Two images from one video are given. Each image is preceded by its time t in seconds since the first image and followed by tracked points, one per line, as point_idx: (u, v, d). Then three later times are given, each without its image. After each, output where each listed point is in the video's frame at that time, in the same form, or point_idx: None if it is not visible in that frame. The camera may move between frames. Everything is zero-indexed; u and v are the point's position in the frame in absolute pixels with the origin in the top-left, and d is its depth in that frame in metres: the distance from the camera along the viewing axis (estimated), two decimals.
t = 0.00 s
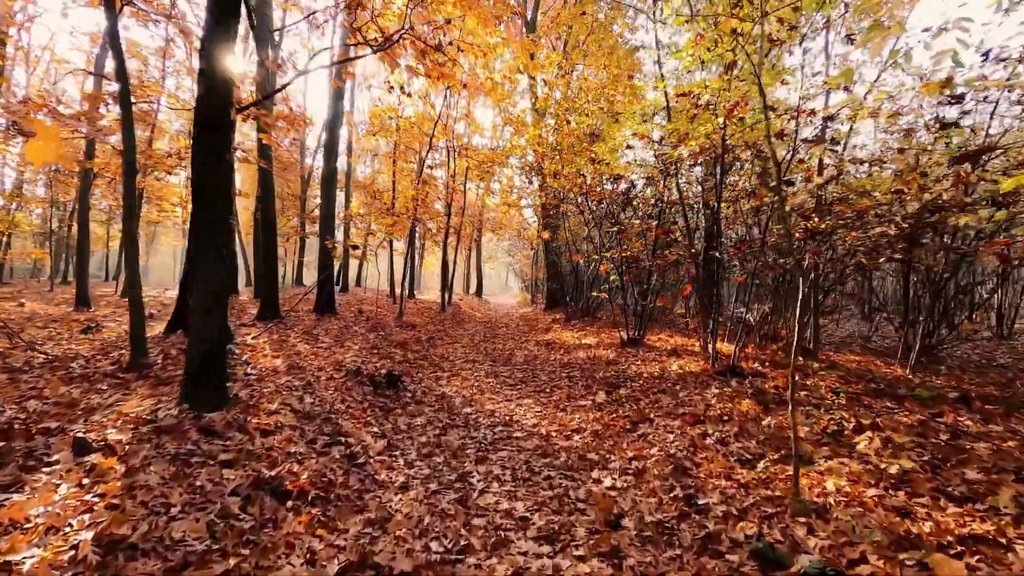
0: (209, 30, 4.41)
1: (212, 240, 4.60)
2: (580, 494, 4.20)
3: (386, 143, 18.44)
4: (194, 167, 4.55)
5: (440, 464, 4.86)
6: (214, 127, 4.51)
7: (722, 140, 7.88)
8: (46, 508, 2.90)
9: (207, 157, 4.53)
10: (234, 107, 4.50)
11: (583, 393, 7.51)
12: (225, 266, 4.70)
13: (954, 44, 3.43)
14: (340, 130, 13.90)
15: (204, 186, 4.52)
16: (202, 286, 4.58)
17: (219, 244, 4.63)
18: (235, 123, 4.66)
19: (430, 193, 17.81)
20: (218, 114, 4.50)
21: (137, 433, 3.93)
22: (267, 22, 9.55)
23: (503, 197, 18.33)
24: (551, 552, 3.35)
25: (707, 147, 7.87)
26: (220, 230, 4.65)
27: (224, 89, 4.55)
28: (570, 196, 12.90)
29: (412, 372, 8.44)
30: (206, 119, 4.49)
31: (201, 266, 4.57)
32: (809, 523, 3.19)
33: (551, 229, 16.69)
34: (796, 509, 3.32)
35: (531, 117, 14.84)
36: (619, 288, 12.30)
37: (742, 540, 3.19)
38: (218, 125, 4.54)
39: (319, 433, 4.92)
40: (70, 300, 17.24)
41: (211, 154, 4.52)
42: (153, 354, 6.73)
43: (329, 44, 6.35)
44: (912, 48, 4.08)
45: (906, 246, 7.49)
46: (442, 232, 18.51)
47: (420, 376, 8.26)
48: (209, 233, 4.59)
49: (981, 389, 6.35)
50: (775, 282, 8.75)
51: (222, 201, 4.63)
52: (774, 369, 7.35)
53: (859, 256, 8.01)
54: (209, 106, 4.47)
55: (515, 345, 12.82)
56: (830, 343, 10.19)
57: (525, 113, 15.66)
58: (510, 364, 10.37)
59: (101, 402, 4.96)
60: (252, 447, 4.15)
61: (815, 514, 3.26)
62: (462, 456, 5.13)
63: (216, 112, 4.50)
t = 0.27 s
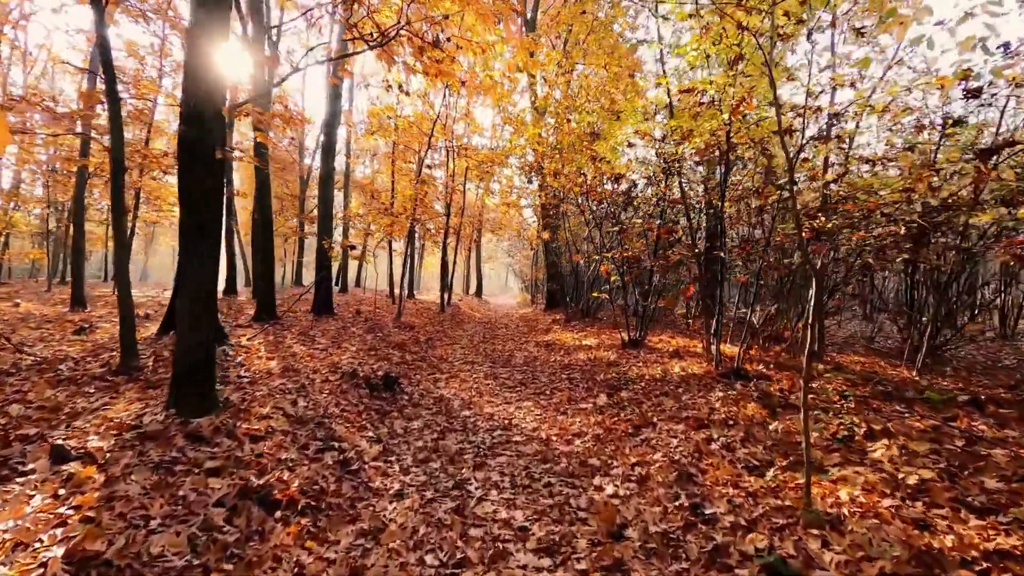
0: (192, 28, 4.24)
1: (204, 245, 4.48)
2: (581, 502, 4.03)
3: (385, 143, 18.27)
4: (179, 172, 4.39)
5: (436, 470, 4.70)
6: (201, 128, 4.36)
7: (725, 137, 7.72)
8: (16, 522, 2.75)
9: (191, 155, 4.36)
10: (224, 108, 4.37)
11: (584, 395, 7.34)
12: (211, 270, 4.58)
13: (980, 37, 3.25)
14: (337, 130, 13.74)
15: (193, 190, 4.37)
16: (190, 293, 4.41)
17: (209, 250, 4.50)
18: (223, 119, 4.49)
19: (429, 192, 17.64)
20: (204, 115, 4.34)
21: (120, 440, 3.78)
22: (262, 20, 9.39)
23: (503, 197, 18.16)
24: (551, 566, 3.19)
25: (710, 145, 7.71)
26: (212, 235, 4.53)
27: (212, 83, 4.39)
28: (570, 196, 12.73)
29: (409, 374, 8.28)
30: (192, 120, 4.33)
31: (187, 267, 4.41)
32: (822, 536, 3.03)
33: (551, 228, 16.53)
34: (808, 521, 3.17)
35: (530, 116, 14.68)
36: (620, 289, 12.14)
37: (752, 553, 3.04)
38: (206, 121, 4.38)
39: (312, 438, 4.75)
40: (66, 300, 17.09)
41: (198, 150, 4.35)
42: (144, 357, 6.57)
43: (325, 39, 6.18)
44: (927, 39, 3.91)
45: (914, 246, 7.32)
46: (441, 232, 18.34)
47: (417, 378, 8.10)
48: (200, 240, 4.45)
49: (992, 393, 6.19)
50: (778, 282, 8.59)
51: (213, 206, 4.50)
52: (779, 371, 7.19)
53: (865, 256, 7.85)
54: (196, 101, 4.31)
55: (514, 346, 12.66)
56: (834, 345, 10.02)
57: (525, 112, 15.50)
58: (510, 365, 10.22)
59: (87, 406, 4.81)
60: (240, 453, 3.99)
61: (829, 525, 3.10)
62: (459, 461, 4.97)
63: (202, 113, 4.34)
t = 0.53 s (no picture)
0: (181, 22, 4.07)
1: (195, 248, 4.33)
2: (584, 513, 3.86)
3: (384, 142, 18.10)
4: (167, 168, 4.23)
5: (432, 478, 4.53)
6: (191, 126, 4.20)
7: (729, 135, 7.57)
8: None
9: (179, 152, 4.19)
10: (217, 107, 4.22)
11: (585, 399, 7.18)
12: (201, 271, 4.41)
13: (1006, 29, 3.09)
14: (335, 129, 13.57)
15: (183, 191, 4.22)
16: (180, 298, 4.26)
17: (201, 253, 4.35)
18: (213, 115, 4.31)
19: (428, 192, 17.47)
20: (194, 114, 4.18)
21: (101, 448, 3.61)
22: (258, 17, 9.23)
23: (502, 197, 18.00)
24: None
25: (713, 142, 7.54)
26: (204, 237, 4.38)
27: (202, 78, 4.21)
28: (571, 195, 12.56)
29: (407, 377, 8.11)
30: (182, 119, 4.17)
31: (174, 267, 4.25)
32: (840, 552, 2.86)
33: (551, 228, 16.37)
34: (824, 535, 3.00)
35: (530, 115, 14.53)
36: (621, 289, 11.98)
37: (765, 570, 2.87)
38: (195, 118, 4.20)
39: (303, 444, 4.59)
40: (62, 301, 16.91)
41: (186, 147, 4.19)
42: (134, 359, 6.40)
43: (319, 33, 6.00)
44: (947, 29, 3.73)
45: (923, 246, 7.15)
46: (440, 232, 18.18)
47: (415, 381, 7.93)
48: (191, 243, 4.30)
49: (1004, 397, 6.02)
50: (783, 283, 8.43)
51: (205, 208, 4.35)
52: (784, 374, 7.03)
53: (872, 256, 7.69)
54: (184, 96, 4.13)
55: (514, 347, 12.50)
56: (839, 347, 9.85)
57: (524, 111, 15.34)
58: (509, 367, 10.06)
59: (71, 410, 4.64)
60: (227, 462, 3.81)
61: (846, 541, 2.94)
62: (456, 468, 4.80)
63: (192, 111, 4.18)
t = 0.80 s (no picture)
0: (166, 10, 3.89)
1: (184, 247, 4.17)
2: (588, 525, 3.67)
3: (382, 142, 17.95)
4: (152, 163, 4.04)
5: (427, 487, 4.34)
6: (177, 120, 4.00)
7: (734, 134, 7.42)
8: None
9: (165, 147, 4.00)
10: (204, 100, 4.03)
11: (586, 403, 7.00)
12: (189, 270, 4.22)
13: None
14: (334, 128, 13.41)
15: (170, 189, 4.03)
16: (168, 300, 4.08)
17: (189, 254, 4.16)
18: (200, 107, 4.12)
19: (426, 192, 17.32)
20: (182, 108, 3.99)
21: (80, 457, 3.43)
22: (254, 15, 9.09)
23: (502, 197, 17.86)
24: None
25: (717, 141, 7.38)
26: (193, 237, 4.20)
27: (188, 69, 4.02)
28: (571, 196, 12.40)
29: (404, 380, 7.94)
30: (168, 112, 3.98)
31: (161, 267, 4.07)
32: (861, 570, 2.69)
33: (551, 229, 16.22)
34: (843, 552, 2.82)
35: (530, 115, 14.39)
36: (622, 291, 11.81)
37: None
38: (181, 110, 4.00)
39: (295, 452, 4.41)
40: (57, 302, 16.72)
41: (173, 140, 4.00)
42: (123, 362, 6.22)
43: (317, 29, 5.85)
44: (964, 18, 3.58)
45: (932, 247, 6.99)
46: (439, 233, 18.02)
47: (412, 384, 7.75)
48: (180, 242, 4.13)
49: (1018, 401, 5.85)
50: (788, 284, 8.26)
51: (194, 207, 4.17)
52: (790, 378, 6.85)
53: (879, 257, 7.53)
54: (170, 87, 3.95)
55: (514, 349, 12.32)
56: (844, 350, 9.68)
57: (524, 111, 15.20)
58: (509, 369, 9.89)
59: (53, 416, 4.46)
60: (212, 471, 3.63)
61: (867, 558, 2.76)
62: (453, 476, 4.62)
63: (180, 105, 3.99)
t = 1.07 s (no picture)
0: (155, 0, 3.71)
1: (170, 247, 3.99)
2: (592, 539, 3.50)
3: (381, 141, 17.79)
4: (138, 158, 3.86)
5: (423, 497, 4.16)
6: (165, 114, 3.83)
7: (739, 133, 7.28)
8: None
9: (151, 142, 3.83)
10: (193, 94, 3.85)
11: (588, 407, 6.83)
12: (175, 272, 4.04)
13: None
14: (332, 128, 13.25)
15: (156, 186, 3.85)
16: (154, 302, 3.91)
17: (177, 253, 3.99)
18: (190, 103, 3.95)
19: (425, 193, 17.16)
20: (169, 102, 3.82)
21: (57, 468, 3.25)
22: (250, 12, 8.93)
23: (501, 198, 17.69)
24: None
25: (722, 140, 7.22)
26: (181, 236, 4.03)
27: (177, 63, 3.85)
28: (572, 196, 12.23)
29: (402, 383, 7.76)
30: (154, 105, 3.80)
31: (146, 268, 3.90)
32: None
33: (551, 230, 16.06)
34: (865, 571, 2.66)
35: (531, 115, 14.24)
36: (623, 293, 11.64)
37: None
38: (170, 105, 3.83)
39: (286, 460, 4.24)
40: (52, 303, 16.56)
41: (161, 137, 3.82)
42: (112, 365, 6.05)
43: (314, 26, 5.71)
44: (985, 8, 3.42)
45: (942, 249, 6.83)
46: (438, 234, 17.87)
47: (410, 388, 7.58)
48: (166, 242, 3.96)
49: None
50: (793, 286, 8.10)
51: (182, 204, 3.99)
52: (797, 382, 6.69)
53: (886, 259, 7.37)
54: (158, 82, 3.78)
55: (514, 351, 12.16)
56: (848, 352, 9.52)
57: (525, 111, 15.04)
58: (508, 372, 9.72)
59: (35, 423, 4.28)
60: (197, 482, 3.45)
61: None
62: (451, 486, 4.44)
63: (167, 99, 3.82)
